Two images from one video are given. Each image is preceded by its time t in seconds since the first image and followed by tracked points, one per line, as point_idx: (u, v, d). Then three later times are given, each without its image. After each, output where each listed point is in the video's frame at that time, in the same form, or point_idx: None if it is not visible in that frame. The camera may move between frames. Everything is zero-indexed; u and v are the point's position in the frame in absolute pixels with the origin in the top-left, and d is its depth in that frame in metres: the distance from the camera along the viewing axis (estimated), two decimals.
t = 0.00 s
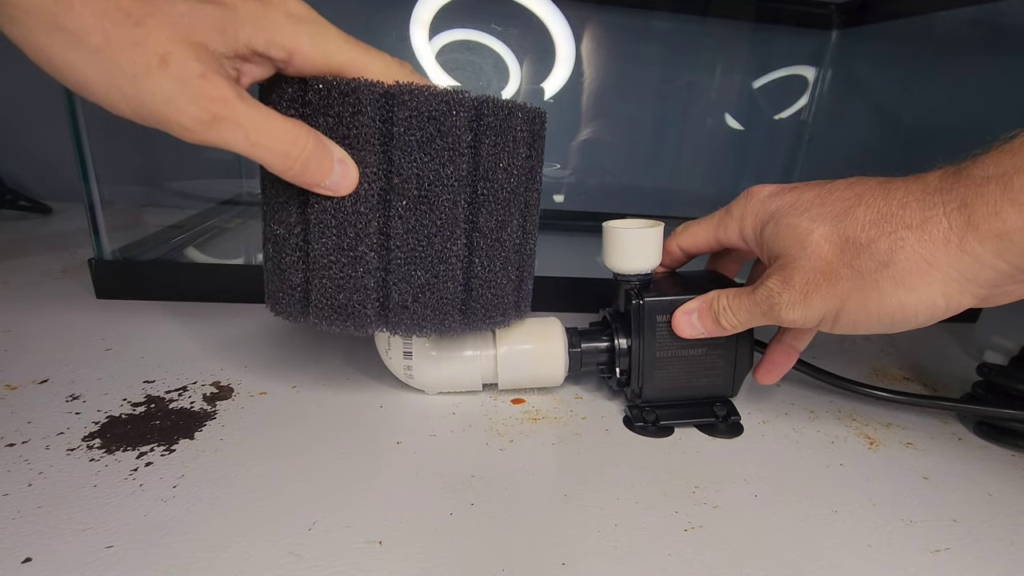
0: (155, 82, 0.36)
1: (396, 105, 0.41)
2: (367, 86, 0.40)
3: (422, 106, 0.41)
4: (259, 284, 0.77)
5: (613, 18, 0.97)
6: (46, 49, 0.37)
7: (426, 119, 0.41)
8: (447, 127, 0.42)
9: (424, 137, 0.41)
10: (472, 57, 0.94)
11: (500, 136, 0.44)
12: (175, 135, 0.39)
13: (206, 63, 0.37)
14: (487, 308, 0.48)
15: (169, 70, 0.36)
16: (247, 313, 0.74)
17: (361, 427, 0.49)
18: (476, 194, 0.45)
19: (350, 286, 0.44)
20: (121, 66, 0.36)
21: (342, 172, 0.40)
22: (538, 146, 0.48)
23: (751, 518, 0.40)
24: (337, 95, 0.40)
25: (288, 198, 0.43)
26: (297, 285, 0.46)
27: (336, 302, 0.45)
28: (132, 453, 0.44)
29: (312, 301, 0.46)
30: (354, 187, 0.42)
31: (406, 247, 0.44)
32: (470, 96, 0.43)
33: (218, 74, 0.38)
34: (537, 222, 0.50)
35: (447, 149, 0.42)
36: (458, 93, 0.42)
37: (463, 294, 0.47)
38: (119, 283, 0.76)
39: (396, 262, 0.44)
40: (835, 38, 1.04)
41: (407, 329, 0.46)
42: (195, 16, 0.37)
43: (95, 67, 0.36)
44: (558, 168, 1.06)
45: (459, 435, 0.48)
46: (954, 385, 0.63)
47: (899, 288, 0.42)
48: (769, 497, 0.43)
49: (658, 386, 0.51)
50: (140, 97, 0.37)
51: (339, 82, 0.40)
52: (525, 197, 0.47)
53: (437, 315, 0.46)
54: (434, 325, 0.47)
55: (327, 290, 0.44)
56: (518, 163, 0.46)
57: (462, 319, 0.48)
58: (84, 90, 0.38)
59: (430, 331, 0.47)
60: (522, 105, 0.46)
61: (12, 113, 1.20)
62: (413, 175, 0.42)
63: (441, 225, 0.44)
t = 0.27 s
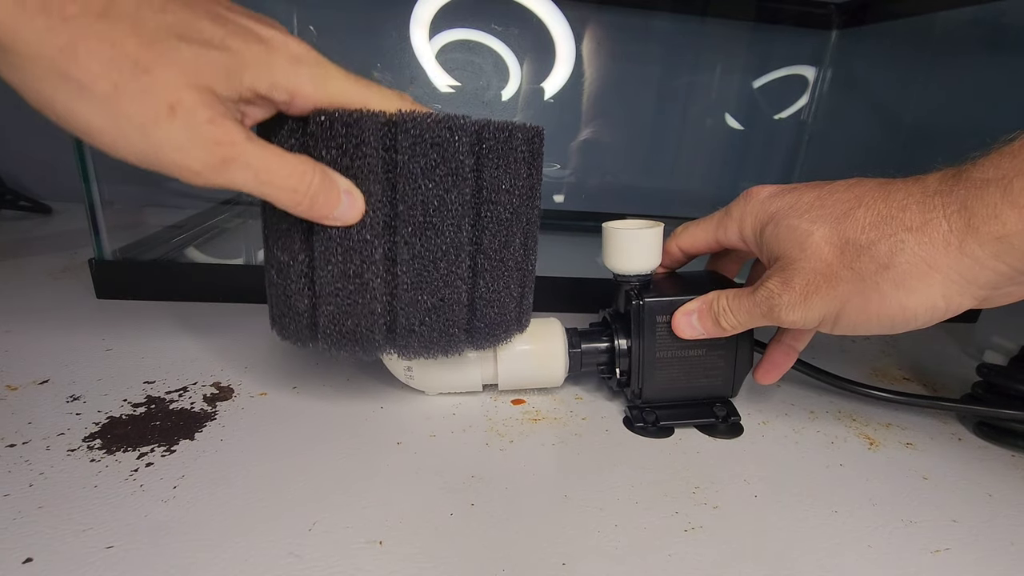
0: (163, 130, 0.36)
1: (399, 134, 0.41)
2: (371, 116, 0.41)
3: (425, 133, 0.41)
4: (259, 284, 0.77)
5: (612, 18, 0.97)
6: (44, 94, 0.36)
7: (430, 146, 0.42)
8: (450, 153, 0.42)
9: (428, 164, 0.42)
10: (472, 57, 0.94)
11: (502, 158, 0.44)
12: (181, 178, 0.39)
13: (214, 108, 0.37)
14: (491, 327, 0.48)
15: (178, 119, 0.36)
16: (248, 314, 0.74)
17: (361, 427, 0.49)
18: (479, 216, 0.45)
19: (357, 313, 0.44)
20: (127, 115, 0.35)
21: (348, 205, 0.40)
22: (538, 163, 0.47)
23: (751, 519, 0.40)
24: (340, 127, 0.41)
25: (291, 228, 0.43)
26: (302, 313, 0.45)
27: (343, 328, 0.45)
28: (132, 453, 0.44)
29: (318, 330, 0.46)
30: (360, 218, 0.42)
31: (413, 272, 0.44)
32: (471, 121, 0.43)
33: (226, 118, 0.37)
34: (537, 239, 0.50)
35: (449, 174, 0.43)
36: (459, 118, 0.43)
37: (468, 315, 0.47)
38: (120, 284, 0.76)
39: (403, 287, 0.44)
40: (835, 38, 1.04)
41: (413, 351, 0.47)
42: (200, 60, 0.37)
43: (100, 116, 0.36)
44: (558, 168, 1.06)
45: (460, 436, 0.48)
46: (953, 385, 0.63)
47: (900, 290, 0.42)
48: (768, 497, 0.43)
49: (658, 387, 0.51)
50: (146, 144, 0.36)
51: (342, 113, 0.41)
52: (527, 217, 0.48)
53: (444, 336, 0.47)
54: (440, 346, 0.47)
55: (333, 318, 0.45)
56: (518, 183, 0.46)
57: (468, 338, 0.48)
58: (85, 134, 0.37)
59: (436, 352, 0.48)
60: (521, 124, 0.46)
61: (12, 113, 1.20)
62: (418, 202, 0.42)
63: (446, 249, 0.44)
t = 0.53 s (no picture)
0: (179, 152, 0.35)
1: (402, 149, 0.41)
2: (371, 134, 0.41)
3: (427, 149, 0.42)
4: (259, 284, 0.77)
5: (612, 18, 0.97)
6: (58, 125, 0.35)
7: (431, 160, 0.42)
8: (452, 167, 0.42)
9: (430, 178, 0.42)
10: (472, 57, 0.94)
11: (503, 170, 0.44)
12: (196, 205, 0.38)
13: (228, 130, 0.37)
14: (497, 337, 0.48)
15: (195, 140, 0.35)
16: (248, 314, 0.74)
17: (361, 428, 0.49)
18: (482, 227, 0.45)
19: (364, 329, 0.44)
20: (143, 139, 0.35)
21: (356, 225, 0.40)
22: (538, 171, 0.46)
23: (751, 520, 0.40)
24: (343, 145, 0.41)
25: (295, 247, 0.43)
26: (310, 331, 0.46)
27: (351, 345, 0.45)
28: (132, 454, 0.44)
29: (326, 345, 0.46)
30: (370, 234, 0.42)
31: (418, 286, 0.44)
32: (471, 134, 0.43)
33: (240, 139, 0.37)
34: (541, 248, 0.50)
35: (451, 188, 0.43)
36: (458, 132, 0.43)
37: (473, 326, 0.47)
38: (120, 284, 0.76)
39: (410, 300, 0.44)
40: (835, 38, 1.04)
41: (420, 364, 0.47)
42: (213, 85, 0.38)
43: (116, 142, 0.35)
44: (558, 168, 1.06)
45: (459, 437, 0.48)
46: (953, 385, 0.63)
47: (899, 290, 0.42)
48: (768, 498, 0.43)
49: (658, 387, 0.51)
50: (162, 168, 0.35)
51: (344, 133, 0.41)
52: (530, 227, 0.47)
53: (450, 348, 0.47)
54: (446, 357, 0.47)
55: (341, 334, 0.45)
56: (520, 192, 0.45)
57: (473, 348, 0.48)
58: (97, 165, 0.36)
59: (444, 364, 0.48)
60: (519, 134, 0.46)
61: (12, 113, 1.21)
62: (422, 216, 0.42)
63: (451, 262, 0.44)
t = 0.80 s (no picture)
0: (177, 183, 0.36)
1: (396, 167, 0.42)
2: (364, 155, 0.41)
3: (420, 164, 0.42)
4: (259, 285, 0.76)
5: (612, 18, 0.97)
6: (54, 159, 0.35)
7: (426, 176, 0.42)
8: (446, 182, 0.42)
9: (426, 194, 0.42)
10: (472, 57, 0.94)
11: (499, 180, 0.44)
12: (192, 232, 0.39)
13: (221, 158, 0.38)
14: (500, 347, 0.48)
15: (190, 172, 0.36)
16: (248, 314, 0.74)
17: (361, 428, 0.49)
18: (481, 239, 0.44)
19: (370, 347, 0.45)
20: (139, 171, 0.35)
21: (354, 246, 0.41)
22: (533, 178, 0.46)
23: (751, 520, 0.40)
24: (338, 167, 0.41)
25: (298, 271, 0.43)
26: (318, 353, 0.46)
27: (357, 362, 0.46)
28: (132, 454, 0.44)
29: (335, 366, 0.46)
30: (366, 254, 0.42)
31: (421, 301, 0.44)
32: (463, 148, 0.43)
33: (235, 169, 0.38)
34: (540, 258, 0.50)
35: (448, 202, 0.43)
36: (451, 147, 0.43)
37: (477, 338, 0.47)
38: (120, 285, 0.77)
39: (413, 316, 0.44)
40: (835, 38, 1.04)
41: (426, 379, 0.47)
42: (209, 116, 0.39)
43: (112, 175, 0.36)
44: (558, 168, 1.06)
45: (459, 437, 0.48)
46: (952, 385, 0.63)
47: (896, 289, 0.42)
48: (768, 498, 0.43)
49: (658, 388, 0.51)
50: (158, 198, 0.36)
51: (337, 155, 0.41)
52: (530, 240, 0.47)
53: (454, 361, 0.47)
54: (450, 367, 0.48)
55: (348, 353, 0.45)
56: (517, 201, 0.45)
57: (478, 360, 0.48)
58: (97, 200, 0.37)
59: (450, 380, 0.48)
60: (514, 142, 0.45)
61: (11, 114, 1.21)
62: (420, 232, 0.42)
63: (451, 276, 0.44)
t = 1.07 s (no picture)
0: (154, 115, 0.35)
1: (395, 141, 0.41)
2: (365, 124, 0.41)
3: (420, 139, 0.41)
4: (259, 283, 0.76)
5: (612, 18, 0.97)
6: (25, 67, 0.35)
7: (425, 151, 0.41)
8: (445, 158, 0.42)
9: (424, 169, 0.42)
10: (472, 57, 0.94)
11: (498, 161, 0.44)
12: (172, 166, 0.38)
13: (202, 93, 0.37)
14: (496, 329, 0.47)
15: (168, 102, 0.36)
16: (247, 313, 0.74)
17: (361, 426, 0.49)
18: (478, 219, 0.44)
19: (362, 322, 0.44)
20: (117, 99, 0.35)
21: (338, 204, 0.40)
22: (534, 165, 0.47)
23: (752, 519, 0.40)
24: (336, 134, 0.40)
25: (292, 240, 0.43)
26: (308, 326, 0.46)
27: (349, 338, 0.45)
28: (132, 451, 0.44)
29: (324, 340, 0.46)
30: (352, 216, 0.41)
31: (415, 278, 0.44)
32: (466, 126, 0.43)
33: (217, 108, 0.38)
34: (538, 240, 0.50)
35: (446, 179, 0.42)
36: (452, 122, 0.42)
37: (472, 320, 0.47)
38: (120, 283, 0.77)
39: (407, 293, 0.44)
40: (835, 37, 1.03)
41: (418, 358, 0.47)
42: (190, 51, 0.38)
43: (89, 94, 0.35)
44: (558, 168, 1.06)
45: (459, 435, 0.48)
46: (953, 384, 0.63)
47: (892, 274, 0.42)
48: (769, 496, 0.43)
49: (658, 385, 0.51)
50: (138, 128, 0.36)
51: (336, 121, 0.40)
52: (525, 220, 0.47)
53: (448, 341, 0.46)
54: (445, 352, 0.47)
55: (339, 327, 0.45)
56: (515, 185, 0.45)
57: (473, 342, 0.47)
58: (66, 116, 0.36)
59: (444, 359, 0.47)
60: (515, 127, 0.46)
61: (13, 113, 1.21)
62: (417, 208, 0.42)
63: (447, 253, 0.44)
